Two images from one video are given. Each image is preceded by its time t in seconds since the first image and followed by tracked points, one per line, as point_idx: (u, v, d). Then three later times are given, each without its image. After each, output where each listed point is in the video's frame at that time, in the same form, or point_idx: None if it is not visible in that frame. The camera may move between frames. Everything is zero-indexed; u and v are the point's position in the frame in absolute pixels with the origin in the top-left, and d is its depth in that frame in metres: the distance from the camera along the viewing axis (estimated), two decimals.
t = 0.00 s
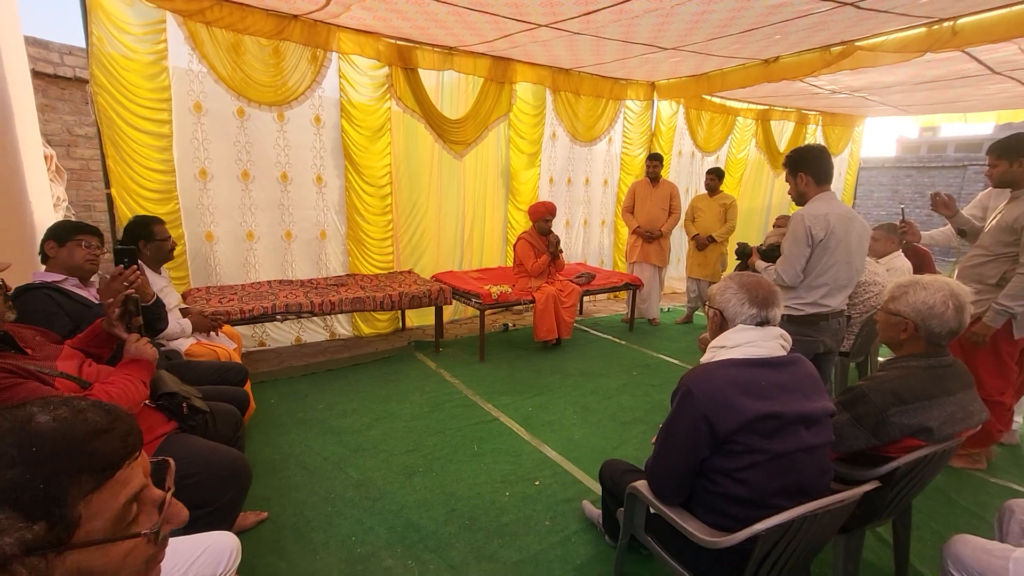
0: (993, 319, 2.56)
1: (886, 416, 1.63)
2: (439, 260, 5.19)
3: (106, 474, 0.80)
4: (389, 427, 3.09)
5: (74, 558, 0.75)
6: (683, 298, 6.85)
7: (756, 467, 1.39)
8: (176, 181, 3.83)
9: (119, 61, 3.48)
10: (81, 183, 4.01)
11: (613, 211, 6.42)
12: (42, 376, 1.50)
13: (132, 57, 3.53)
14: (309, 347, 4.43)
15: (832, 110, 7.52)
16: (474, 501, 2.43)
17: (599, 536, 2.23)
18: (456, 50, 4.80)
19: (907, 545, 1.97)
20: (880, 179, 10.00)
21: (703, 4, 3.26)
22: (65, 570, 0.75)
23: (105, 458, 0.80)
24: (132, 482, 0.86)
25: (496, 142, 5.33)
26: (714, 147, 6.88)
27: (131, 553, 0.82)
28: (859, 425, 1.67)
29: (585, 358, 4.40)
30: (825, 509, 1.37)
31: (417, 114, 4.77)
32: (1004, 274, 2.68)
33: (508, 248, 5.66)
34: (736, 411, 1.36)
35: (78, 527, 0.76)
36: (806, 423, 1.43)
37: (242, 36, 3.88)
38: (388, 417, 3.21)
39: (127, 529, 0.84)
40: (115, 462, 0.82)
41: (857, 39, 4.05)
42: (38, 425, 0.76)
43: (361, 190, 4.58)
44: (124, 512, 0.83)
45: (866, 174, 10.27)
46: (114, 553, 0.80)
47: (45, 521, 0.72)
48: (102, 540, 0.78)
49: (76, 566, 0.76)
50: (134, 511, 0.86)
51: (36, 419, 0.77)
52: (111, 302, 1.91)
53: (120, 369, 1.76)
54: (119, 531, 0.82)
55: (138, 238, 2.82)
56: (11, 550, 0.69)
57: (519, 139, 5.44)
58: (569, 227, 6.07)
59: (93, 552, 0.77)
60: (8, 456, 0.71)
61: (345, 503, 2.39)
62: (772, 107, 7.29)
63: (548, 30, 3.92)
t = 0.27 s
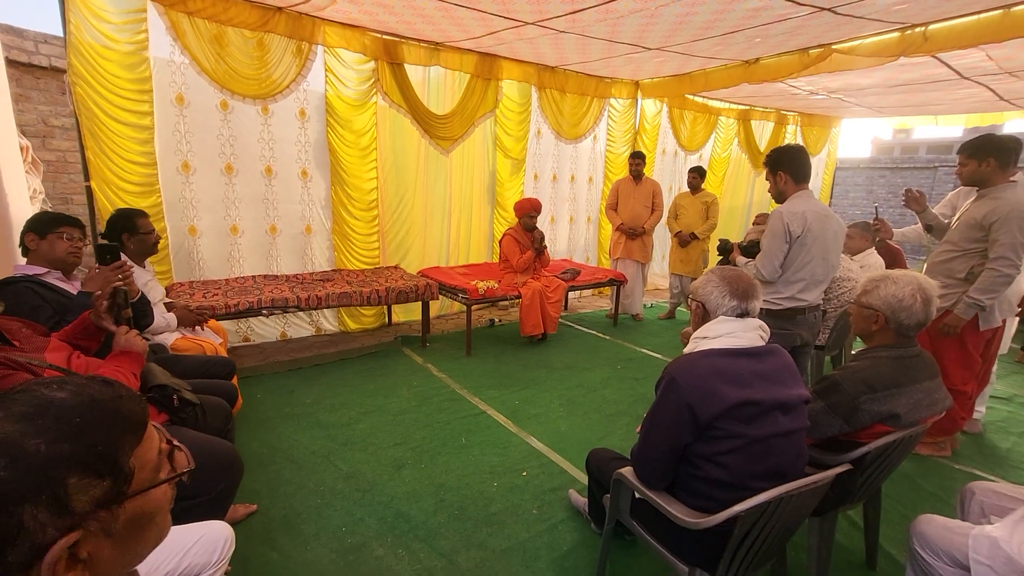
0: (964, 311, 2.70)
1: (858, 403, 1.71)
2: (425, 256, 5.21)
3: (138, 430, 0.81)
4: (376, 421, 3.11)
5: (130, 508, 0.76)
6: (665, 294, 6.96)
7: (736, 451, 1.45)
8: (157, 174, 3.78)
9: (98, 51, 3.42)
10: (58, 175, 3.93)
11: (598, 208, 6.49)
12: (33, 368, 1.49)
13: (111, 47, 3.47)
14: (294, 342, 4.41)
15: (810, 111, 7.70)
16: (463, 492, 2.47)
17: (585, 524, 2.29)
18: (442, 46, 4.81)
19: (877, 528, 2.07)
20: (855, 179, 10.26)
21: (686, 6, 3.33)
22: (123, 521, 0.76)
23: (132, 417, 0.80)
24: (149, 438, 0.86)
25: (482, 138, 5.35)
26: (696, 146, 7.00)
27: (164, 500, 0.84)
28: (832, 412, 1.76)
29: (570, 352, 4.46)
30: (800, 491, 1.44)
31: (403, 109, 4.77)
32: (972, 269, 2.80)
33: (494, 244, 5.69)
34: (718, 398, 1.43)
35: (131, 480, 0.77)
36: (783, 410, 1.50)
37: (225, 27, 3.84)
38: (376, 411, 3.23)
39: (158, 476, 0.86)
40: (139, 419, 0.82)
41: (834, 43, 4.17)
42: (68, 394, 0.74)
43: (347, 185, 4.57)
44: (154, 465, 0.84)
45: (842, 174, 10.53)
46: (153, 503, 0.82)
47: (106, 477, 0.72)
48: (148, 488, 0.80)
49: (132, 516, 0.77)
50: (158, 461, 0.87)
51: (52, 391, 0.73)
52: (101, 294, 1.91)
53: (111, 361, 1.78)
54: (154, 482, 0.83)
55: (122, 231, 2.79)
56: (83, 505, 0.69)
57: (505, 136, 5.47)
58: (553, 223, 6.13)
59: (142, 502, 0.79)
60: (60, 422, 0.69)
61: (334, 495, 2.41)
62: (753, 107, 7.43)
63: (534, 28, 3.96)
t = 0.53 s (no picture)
0: (949, 307, 2.76)
1: (841, 396, 1.76)
2: (414, 253, 5.20)
3: (136, 416, 0.81)
4: (367, 419, 3.11)
5: (135, 493, 0.78)
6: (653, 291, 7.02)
7: (724, 444, 1.49)
8: (142, 171, 3.73)
9: (79, 45, 3.36)
10: (37, 171, 3.85)
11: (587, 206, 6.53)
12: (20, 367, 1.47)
13: (93, 41, 3.41)
14: (282, 340, 4.38)
15: (794, 111, 7.81)
16: (454, 488, 2.49)
17: (576, 519, 2.32)
18: (430, 43, 4.80)
19: (860, 518, 2.12)
20: (838, 177, 10.43)
21: (674, 7, 3.36)
22: (129, 506, 0.78)
23: (128, 405, 0.80)
24: (144, 425, 0.86)
25: (470, 135, 5.35)
26: (683, 145, 7.06)
27: (165, 483, 0.86)
28: (816, 405, 1.80)
29: (559, 349, 4.49)
30: (785, 482, 1.48)
31: (392, 106, 4.75)
32: (958, 268, 2.87)
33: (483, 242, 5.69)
34: (706, 392, 1.46)
35: (134, 466, 0.78)
36: (769, 403, 1.53)
37: (210, 21, 3.79)
38: (367, 409, 3.23)
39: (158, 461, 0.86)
40: (135, 406, 0.82)
41: (818, 43, 4.23)
42: (61, 387, 0.73)
43: (335, 182, 4.54)
44: (153, 450, 0.85)
45: (825, 172, 10.69)
46: (156, 486, 0.83)
47: (111, 466, 0.73)
48: (151, 473, 0.81)
49: (138, 500, 0.78)
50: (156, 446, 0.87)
51: (43, 385, 0.72)
52: (87, 293, 1.89)
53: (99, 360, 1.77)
54: (154, 466, 0.84)
55: (106, 229, 2.75)
56: (92, 494, 0.70)
57: (494, 133, 5.47)
58: (542, 221, 6.15)
59: (146, 486, 0.80)
60: (61, 416, 0.69)
61: (325, 493, 2.41)
62: (738, 106, 7.51)
63: (524, 26, 3.97)
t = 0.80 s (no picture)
0: (944, 304, 2.81)
1: (827, 393, 1.79)
2: (406, 254, 5.20)
3: (131, 418, 0.81)
4: (359, 420, 3.11)
5: (133, 494, 0.78)
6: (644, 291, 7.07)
7: (713, 441, 1.51)
8: (129, 172, 3.69)
9: (65, 45, 3.33)
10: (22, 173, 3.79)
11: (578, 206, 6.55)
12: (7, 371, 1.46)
13: (78, 41, 3.37)
14: (273, 343, 4.36)
15: (781, 111, 7.89)
16: (448, 488, 2.49)
17: (568, 517, 2.33)
18: (421, 44, 4.80)
19: (847, 513, 2.16)
20: (825, 177, 10.56)
21: (663, 9, 3.39)
22: (127, 507, 0.78)
23: (123, 407, 0.80)
24: (138, 427, 0.86)
25: (462, 136, 5.36)
26: (673, 145, 7.11)
27: (161, 483, 0.86)
28: (803, 402, 1.83)
29: (551, 349, 4.51)
30: (773, 478, 1.51)
31: (383, 107, 4.75)
32: (946, 266, 2.91)
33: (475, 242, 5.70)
34: (696, 390, 1.48)
35: (132, 467, 0.78)
36: (757, 400, 1.56)
37: (199, 22, 3.77)
38: (359, 411, 3.22)
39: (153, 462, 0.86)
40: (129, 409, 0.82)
41: (804, 45, 4.29)
42: (56, 390, 0.72)
43: (326, 184, 4.53)
44: (148, 452, 0.85)
45: (812, 173, 10.82)
46: (152, 487, 0.83)
47: (110, 467, 0.74)
48: (148, 474, 0.81)
49: (135, 501, 0.79)
50: (150, 448, 0.87)
51: (37, 389, 0.72)
52: (75, 295, 1.87)
53: (89, 364, 1.77)
54: (150, 467, 0.84)
55: (94, 231, 2.72)
56: (91, 495, 0.71)
57: (484, 134, 5.48)
58: (533, 221, 6.17)
59: (143, 486, 0.81)
60: (59, 418, 0.69)
61: (318, 495, 2.41)
62: (727, 107, 7.58)
63: (514, 28, 3.99)
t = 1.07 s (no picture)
0: (920, 301, 2.85)
1: (816, 391, 1.81)
2: (398, 254, 5.18)
3: (119, 421, 0.81)
4: (352, 422, 3.10)
5: (121, 497, 0.78)
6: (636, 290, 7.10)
7: (704, 440, 1.52)
8: (116, 173, 3.66)
9: (49, 45, 3.29)
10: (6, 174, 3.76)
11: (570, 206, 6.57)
12: None
13: (63, 41, 3.34)
14: (263, 344, 4.33)
15: (771, 111, 7.95)
16: (440, 489, 2.49)
17: (561, 516, 2.34)
18: (411, 44, 4.79)
19: (836, 509, 2.19)
20: (814, 177, 10.66)
21: (652, 9, 3.41)
22: (115, 510, 0.77)
23: (110, 410, 0.79)
24: (126, 429, 0.85)
25: (453, 136, 5.35)
26: (664, 145, 7.14)
27: (149, 486, 0.85)
28: (792, 399, 1.85)
29: (543, 349, 4.52)
30: (762, 475, 1.52)
31: (373, 106, 4.73)
32: (926, 263, 2.96)
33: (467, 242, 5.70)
34: (687, 389, 1.49)
35: (119, 470, 0.78)
36: (748, 399, 1.57)
37: (186, 21, 3.74)
38: (351, 412, 3.21)
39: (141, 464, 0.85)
40: (115, 412, 0.81)
41: (792, 46, 4.32)
42: (42, 394, 0.72)
43: (317, 184, 4.51)
44: (137, 454, 0.84)
45: (802, 172, 10.91)
46: (141, 489, 0.83)
47: (98, 470, 0.73)
48: (137, 477, 0.81)
49: (124, 503, 0.78)
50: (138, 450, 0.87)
51: (22, 394, 0.71)
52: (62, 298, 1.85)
53: (76, 368, 1.75)
54: (138, 469, 0.83)
55: (80, 233, 2.69)
56: (79, 498, 0.70)
57: (476, 134, 5.48)
58: (525, 221, 6.17)
59: (131, 489, 0.80)
60: (45, 422, 0.69)
61: (310, 497, 2.40)
62: (717, 107, 7.62)
63: (505, 28, 3.99)
